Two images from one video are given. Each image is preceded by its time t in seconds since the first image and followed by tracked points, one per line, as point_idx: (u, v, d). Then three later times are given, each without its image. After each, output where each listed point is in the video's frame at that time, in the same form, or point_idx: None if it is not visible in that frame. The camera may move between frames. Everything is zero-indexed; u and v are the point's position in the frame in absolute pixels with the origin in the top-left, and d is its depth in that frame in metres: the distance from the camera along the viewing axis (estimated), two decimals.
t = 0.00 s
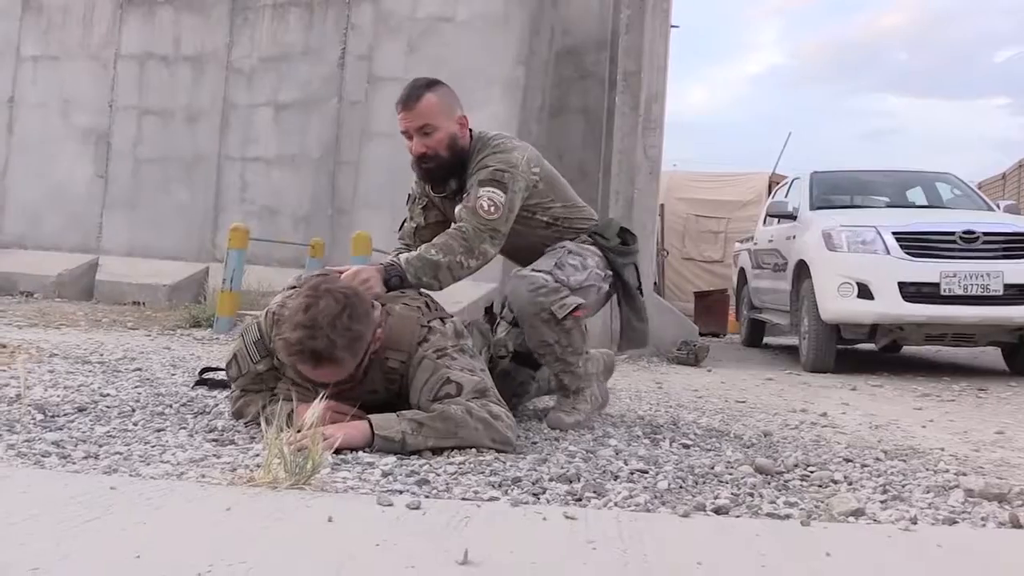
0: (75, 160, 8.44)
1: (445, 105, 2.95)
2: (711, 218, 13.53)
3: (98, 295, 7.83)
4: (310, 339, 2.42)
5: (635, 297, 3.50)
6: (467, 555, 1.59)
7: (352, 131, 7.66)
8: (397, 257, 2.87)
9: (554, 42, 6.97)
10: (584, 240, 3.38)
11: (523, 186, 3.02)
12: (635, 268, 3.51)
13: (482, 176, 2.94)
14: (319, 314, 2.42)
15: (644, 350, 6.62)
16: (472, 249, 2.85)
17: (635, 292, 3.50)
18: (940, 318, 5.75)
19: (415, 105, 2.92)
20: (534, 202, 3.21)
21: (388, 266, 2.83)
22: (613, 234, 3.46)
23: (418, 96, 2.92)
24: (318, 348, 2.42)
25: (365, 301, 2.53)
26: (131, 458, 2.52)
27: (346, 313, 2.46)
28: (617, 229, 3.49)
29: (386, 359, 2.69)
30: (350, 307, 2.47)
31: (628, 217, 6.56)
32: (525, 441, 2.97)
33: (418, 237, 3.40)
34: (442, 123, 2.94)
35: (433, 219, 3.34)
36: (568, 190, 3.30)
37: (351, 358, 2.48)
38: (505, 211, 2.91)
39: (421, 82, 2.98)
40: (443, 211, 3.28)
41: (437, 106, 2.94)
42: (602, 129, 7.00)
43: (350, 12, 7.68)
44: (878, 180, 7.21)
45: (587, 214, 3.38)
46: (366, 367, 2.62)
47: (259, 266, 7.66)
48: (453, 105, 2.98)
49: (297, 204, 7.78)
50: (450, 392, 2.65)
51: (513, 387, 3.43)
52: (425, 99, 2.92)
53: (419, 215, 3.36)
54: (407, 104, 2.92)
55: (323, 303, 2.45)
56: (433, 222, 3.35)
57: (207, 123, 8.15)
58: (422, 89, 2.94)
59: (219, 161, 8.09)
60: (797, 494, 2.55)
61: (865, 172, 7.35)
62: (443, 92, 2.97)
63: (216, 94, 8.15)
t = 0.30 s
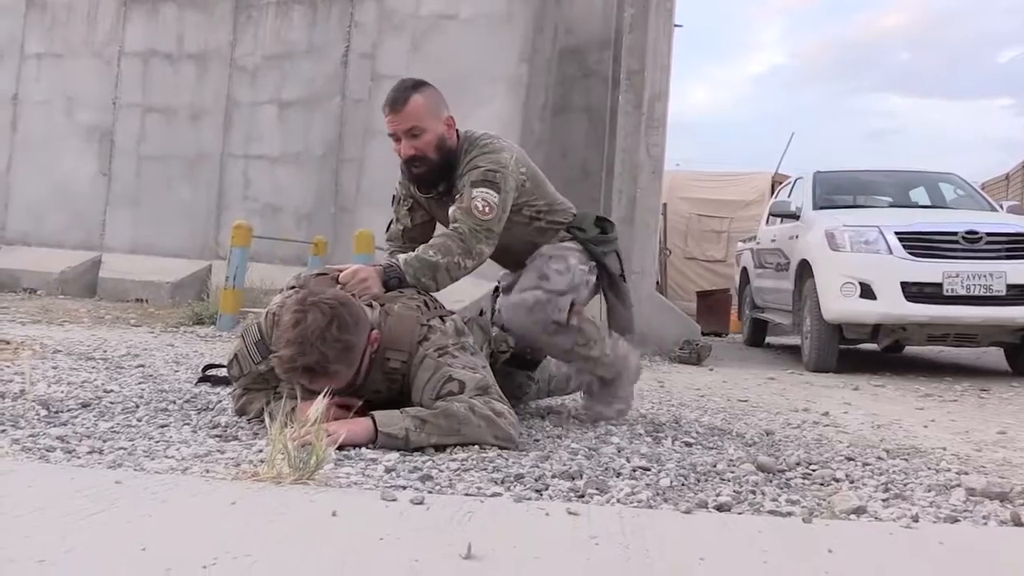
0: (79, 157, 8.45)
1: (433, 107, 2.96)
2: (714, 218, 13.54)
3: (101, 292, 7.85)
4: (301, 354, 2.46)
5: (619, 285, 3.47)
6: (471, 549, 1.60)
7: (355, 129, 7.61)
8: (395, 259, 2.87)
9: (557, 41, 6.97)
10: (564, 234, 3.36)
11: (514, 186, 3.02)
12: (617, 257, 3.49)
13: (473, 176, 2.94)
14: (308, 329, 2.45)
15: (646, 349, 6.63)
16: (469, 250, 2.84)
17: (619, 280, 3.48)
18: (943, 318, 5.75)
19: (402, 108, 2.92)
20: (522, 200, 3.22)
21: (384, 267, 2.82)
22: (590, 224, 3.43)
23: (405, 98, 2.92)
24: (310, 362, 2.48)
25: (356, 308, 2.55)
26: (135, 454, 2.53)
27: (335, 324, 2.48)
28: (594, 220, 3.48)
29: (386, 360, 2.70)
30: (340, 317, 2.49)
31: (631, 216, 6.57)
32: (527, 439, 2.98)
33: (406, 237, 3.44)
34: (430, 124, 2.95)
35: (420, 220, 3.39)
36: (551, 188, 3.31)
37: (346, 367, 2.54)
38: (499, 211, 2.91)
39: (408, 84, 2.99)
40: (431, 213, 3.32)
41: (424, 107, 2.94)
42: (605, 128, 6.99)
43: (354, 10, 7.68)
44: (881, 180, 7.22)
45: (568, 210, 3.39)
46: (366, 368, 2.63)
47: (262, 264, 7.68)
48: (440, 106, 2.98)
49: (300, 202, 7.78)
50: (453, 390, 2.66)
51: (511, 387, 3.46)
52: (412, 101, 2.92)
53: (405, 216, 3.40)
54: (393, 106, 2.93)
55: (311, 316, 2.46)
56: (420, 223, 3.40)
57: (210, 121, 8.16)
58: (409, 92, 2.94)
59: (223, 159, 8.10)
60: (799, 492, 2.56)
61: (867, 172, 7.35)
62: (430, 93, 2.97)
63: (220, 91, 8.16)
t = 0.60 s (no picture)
0: (81, 158, 8.46)
1: (434, 102, 2.96)
2: (716, 214, 13.55)
3: (106, 292, 7.87)
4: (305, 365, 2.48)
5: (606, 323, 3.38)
6: (481, 546, 1.61)
7: (358, 128, 7.60)
8: (403, 264, 2.88)
9: (558, 39, 6.99)
10: (558, 274, 3.34)
11: (518, 188, 3.03)
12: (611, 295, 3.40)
13: (479, 180, 2.94)
14: (312, 340, 2.46)
15: (650, 346, 6.65)
16: (477, 258, 2.87)
17: (607, 319, 3.38)
18: (946, 313, 5.76)
19: (404, 105, 2.92)
20: (523, 207, 3.21)
21: (394, 273, 2.84)
22: (589, 254, 3.35)
23: (407, 94, 2.92)
24: (316, 373, 2.50)
25: (360, 316, 2.56)
26: (142, 454, 2.54)
27: (339, 335, 2.49)
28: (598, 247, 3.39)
29: (392, 364, 2.70)
30: (343, 327, 2.50)
31: (634, 213, 6.57)
32: (532, 436, 2.99)
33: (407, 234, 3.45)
34: (433, 120, 2.95)
35: (422, 216, 3.39)
36: (553, 198, 3.29)
37: (353, 374, 2.55)
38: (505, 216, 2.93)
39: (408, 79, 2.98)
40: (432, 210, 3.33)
41: (425, 103, 2.94)
42: (606, 125, 6.98)
43: (355, 9, 7.68)
44: (884, 175, 7.21)
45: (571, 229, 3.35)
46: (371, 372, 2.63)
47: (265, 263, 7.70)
48: (441, 101, 2.98)
49: (303, 201, 7.79)
50: (459, 389, 2.68)
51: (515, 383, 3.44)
52: (414, 97, 2.91)
53: (406, 212, 3.40)
54: (395, 101, 2.92)
55: (315, 327, 2.47)
56: (421, 219, 3.41)
57: (212, 120, 8.16)
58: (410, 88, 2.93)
59: (225, 158, 8.10)
60: (805, 487, 2.57)
61: (870, 168, 7.35)
62: (431, 88, 2.97)
63: (222, 91, 8.16)
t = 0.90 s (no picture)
0: (85, 155, 8.47)
1: (445, 92, 2.96)
2: (719, 213, 13.54)
3: (109, 290, 7.88)
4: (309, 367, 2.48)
5: (607, 324, 3.34)
6: (480, 546, 1.61)
7: (361, 126, 7.60)
8: (409, 264, 2.91)
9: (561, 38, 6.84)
10: (558, 272, 3.35)
11: (522, 181, 3.03)
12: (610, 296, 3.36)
13: (485, 170, 2.94)
14: (316, 340, 2.47)
15: (652, 345, 6.64)
16: (480, 250, 2.87)
17: (607, 319, 3.34)
18: (949, 313, 5.76)
19: (415, 94, 2.92)
20: (527, 203, 3.22)
21: (403, 272, 2.87)
22: (592, 256, 3.35)
23: (419, 83, 2.93)
24: (320, 374, 2.49)
25: (365, 318, 2.56)
26: (145, 451, 2.54)
27: (343, 336, 2.50)
28: (597, 249, 3.40)
29: (396, 365, 2.71)
30: (348, 329, 2.51)
31: (637, 211, 6.58)
32: (534, 435, 2.99)
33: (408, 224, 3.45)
34: (444, 110, 2.96)
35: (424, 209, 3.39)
36: (556, 197, 3.31)
37: (356, 375, 2.55)
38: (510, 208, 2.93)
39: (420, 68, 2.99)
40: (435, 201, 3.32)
41: (437, 93, 2.95)
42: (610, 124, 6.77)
43: (358, 7, 7.68)
44: (887, 174, 7.21)
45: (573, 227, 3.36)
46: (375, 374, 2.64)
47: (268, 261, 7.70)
48: (453, 92, 2.99)
49: (305, 199, 7.79)
50: (462, 388, 2.68)
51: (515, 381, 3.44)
52: (426, 86, 2.92)
53: (410, 203, 3.40)
54: (407, 89, 2.93)
55: (319, 329, 2.48)
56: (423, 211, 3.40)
57: (215, 118, 8.16)
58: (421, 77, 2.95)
59: (228, 156, 8.10)
60: (806, 487, 2.57)
61: (874, 167, 7.34)
62: (442, 78, 2.98)
63: (225, 89, 8.16)
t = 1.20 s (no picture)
0: (87, 153, 8.48)
1: (428, 85, 2.97)
2: (721, 212, 13.52)
3: (110, 288, 7.88)
4: (305, 361, 2.47)
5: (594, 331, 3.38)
6: (476, 548, 1.60)
7: (362, 124, 7.60)
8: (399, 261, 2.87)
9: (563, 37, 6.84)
10: (546, 274, 3.34)
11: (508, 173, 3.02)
12: (597, 302, 3.39)
13: (468, 162, 2.95)
14: (313, 334, 2.46)
15: (653, 345, 6.63)
16: (468, 241, 2.88)
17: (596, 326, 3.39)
18: (951, 313, 5.75)
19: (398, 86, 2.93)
20: (515, 198, 3.19)
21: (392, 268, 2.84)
22: (581, 260, 3.35)
23: (400, 75, 2.94)
24: (315, 367, 2.49)
25: (360, 311, 2.56)
26: (144, 450, 2.55)
27: (338, 329, 2.50)
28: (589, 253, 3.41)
29: (393, 361, 2.70)
30: (343, 322, 2.50)
31: (638, 210, 6.57)
32: (533, 435, 2.99)
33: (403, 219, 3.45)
34: (426, 103, 2.96)
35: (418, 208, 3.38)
36: (545, 191, 3.28)
37: (351, 369, 2.55)
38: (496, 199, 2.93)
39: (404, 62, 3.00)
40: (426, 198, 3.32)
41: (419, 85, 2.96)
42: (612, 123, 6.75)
43: (360, 6, 7.67)
44: (890, 174, 7.20)
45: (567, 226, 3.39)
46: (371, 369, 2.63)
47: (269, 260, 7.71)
48: (436, 85, 2.99)
49: (307, 197, 7.80)
50: (460, 388, 2.68)
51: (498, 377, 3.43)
52: (408, 78, 2.93)
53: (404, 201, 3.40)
54: (389, 82, 2.94)
55: (314, 322, 2.47)
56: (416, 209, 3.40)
57: (217, 116, 8.16)
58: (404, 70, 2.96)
59: (230, 154, 8.10)
60: (805, 488, 2.56)
61: (876, 166, 7.33)
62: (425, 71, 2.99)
63: (227, 87, 8.15)
